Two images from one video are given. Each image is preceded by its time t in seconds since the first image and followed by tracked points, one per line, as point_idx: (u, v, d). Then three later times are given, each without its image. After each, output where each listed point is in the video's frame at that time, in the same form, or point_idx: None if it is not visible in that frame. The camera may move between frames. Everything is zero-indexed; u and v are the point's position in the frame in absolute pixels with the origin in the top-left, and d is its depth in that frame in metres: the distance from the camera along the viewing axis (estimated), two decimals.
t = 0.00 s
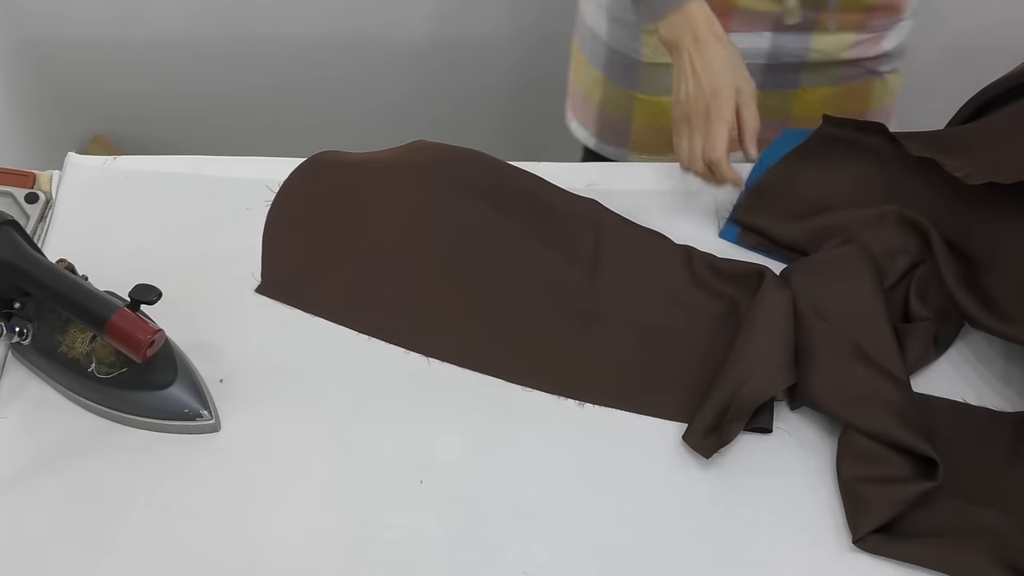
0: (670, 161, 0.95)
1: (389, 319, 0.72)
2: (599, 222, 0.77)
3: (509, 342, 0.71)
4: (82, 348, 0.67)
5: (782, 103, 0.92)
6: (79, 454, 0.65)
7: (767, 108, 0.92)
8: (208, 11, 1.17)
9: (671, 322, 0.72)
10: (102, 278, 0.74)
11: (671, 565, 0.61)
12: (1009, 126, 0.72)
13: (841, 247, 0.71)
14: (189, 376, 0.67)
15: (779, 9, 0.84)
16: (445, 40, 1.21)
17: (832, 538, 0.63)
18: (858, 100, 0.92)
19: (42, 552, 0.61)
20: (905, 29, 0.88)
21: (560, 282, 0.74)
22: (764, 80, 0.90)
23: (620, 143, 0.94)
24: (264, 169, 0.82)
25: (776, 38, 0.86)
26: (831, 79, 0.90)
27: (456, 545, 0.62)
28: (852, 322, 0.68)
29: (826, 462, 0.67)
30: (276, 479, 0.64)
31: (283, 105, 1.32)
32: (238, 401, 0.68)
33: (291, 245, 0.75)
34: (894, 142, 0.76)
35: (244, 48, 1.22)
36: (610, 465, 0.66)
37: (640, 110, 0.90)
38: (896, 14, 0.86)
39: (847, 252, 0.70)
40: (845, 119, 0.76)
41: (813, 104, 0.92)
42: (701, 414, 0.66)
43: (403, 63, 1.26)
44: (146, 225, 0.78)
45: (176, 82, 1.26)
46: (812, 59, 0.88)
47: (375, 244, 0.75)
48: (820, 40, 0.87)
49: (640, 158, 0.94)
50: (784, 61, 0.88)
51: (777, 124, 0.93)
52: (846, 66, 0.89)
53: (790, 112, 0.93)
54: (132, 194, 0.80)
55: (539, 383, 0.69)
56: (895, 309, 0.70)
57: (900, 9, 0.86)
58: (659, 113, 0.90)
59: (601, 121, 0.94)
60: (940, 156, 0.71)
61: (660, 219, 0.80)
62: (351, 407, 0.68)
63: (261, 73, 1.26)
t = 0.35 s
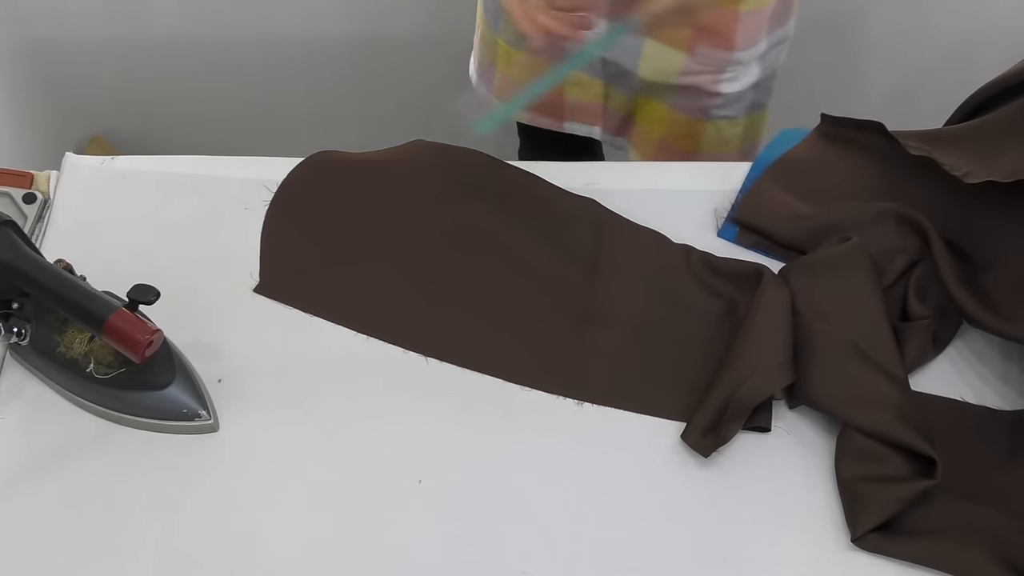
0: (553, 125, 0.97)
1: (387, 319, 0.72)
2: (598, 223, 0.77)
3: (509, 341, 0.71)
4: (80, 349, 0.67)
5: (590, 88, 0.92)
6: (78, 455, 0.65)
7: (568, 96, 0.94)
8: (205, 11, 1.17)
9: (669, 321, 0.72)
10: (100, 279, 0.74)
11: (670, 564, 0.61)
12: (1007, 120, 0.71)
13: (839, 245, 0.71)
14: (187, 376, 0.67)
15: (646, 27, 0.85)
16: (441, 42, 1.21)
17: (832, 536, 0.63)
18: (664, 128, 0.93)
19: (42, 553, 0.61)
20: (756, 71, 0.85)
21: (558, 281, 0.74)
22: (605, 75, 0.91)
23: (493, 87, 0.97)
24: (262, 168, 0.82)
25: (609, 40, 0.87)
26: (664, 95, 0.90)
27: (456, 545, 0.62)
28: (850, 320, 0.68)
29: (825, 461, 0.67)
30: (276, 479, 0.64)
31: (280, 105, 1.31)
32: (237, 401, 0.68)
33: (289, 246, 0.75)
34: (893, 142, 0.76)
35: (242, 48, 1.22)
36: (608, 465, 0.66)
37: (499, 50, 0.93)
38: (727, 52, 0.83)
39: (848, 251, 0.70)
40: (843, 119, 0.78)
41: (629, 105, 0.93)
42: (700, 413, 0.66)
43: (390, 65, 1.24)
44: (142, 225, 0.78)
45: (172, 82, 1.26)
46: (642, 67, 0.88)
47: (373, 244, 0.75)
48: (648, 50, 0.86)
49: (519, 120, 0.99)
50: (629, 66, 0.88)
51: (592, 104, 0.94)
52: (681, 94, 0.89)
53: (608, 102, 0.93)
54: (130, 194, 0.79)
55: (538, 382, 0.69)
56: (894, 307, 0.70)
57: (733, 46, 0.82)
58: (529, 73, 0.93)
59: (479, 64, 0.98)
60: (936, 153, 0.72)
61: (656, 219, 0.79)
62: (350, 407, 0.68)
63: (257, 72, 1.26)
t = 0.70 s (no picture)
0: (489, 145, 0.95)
1: (387, 319, 0.72)
2: (598, 222, 0.77)
3: (509, 341, 0.71)
4: (81, 348, 0.67)
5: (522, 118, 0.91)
6: (79, 454, 0.65)
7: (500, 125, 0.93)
8: (204, 11, 1.17)
9: (669, 321, 0.72)
10: (100, 278, 0.74)
11: (670, 564, 0.61)
12: (1009, 119, 0.71)
13: (840, 245, 0.70)
14: (187, 375, 0.67)
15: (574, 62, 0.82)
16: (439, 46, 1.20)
17: (831, 536, 0.63)
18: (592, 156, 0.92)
19: (43, 553, 0.61)
20: (681, 130, 0.87)
21: (557, 279, 0.74)
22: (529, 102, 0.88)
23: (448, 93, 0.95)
24: (262, 167, 0.82)
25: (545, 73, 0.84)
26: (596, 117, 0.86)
27: (456, 545, 0.62)
28: (850, 320, 0.68)
29: (825, 461, 0.67)
30: (276, 478, 0.64)
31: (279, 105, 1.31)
32: (237, 400, 0.68)
33: (289, 245, 0.75)
34: (892, 142, 0.77)
35: (242, 48, 1.22)
36: (609, 464, 0.66)
37: (462, 65, 0.89)
38: (647, 107, 0.84)
39: (848, 250, 0.69)
40: (843, 119, 0.78)
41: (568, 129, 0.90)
42: (700, 413, 0.66)
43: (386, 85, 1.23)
44: (141, 225, 0.78)
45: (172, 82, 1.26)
46: (564, 104, 0.86)
47: (374, 244, 0.75)
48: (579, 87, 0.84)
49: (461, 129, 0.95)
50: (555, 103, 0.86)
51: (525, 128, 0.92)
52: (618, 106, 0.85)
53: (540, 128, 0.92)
54: (130, 194, 0.80)
55: (539, 382, 0.69)
56: (894, 307, 0.70)
57: (654, 103, 0.83)
58: (475, 90, 0.90)
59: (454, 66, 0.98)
60: (936, 151, 0.72)
61: (656, 218, 0.79)
62: (350, 406, 0.68)
63: (256, 72, 1.26)
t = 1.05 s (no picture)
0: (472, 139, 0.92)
1: (397, 319, 0.72)
2: (609, 226, 0.77)
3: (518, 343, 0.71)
4: (91, 345, 0.68)
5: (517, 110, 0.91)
6: (89, 450, 0.66)
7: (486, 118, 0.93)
8: (217, 10, 1.17)
9: (677, 324, 0.72)
10: (111, 276, 0.74)
11: (677, 568, 0.61)
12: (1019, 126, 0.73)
13: (850, 250, 0.70)
14: (197, 373, 0.67)
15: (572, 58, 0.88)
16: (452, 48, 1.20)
17: (838, 542, 0.63)
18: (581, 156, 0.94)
19: (52, 549, 0.61)
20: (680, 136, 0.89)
21: (567, 282, 0.74)
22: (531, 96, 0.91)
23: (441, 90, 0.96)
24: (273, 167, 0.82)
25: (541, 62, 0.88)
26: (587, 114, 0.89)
27: (462, 546, 0.62)
28: (859, 326, 0.67)
29: (832, 467, 0.67)
30: (284, 477, 0.65)
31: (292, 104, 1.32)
32: (246, 399, 0.68)
33: (301, 246, 0.76)
34: (903, 147, 0.77)
35: (256, 48, 1.23)
36: (616, 468, 0.66)
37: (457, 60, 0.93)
38: (639, 110, 0.86)
39: (858, 255, 0.69)
40: (854, 125, 0.78)
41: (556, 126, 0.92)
42: (709, 417, 0.66)
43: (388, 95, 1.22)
44: (153, 223, 0.78)
45: (185, 81, 1.27)
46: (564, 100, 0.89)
47: (384, 246, 0.75)
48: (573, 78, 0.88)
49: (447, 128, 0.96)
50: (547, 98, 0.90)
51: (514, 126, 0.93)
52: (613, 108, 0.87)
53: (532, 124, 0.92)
54: (141, 192, 0.80)
55: (546, 385, 0.69)
56: (903, 314, 0.70)
57: (645, 108, 0.86)
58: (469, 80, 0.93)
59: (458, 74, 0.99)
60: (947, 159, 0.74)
61: (667, 221, 0.79)
62: (358, 406, 0.68)
63: (270, 72, 1.26)
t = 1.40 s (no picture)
0: (467, 125, 0.91)
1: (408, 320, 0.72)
2: (620, 228, 0.76)
3: (528, 344, 0.71)
4: (103, 341, 0.68)
5: (499, 95, 0.86)
6: (101, 445, 0.66)
7: (481, 97, 0.87)
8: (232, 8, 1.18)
9: (687, 328, 0.71)
10: (124, 272, 0.75)
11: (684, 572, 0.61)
12: None
13: (863, 256, 0.70)
14: (208, 371, 0.67)
15: (550, 41, 0.77)
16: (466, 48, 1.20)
17: (847, 548, 0.63)
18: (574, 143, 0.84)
19: (62, 545, 0.62)
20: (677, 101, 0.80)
21: (578, 285, 0.74)
22: (513, 82, 0.83)
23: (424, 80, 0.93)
24: (285, 165, 0.82)
25: (523, 44, 0.79)
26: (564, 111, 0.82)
27: (470, 547, 0.62)
28: (870, 334, 0.67)
29: (842, 473, 0.67)
30: (293, 477, 0.65)
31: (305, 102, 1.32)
32: (256, 397, 0.68)
33: (312, 244, 0.76)
34: (917, 153, 0.76)
35: (270, 46, 1.23)
36: (625, 471, 0.66)
37: (437, 47, 0.88)
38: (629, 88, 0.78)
39: (870, 261, 0.69)
40: (868, 131, 0.78)
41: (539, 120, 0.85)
42: (719, 421, 0.66)
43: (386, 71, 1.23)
44: (164, 220, 0.78)
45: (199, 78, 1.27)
46: (547, 78, 0.80)
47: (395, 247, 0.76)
48: (554, 59, 0.78)
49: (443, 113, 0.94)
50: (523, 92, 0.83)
51: (503, 113, 0.87)
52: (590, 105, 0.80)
53: (516, 115, 0.86)
54: (154, 188, 0.80)
55: (556, 387, 0.69)
56: (915, 321, 0.69)
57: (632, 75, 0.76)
58: (451, 65, 0.88)
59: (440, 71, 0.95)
60: (962, 167, 0.73)
61: (678, 224, 0.78)
62: (368, 406, 0.68)
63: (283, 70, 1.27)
